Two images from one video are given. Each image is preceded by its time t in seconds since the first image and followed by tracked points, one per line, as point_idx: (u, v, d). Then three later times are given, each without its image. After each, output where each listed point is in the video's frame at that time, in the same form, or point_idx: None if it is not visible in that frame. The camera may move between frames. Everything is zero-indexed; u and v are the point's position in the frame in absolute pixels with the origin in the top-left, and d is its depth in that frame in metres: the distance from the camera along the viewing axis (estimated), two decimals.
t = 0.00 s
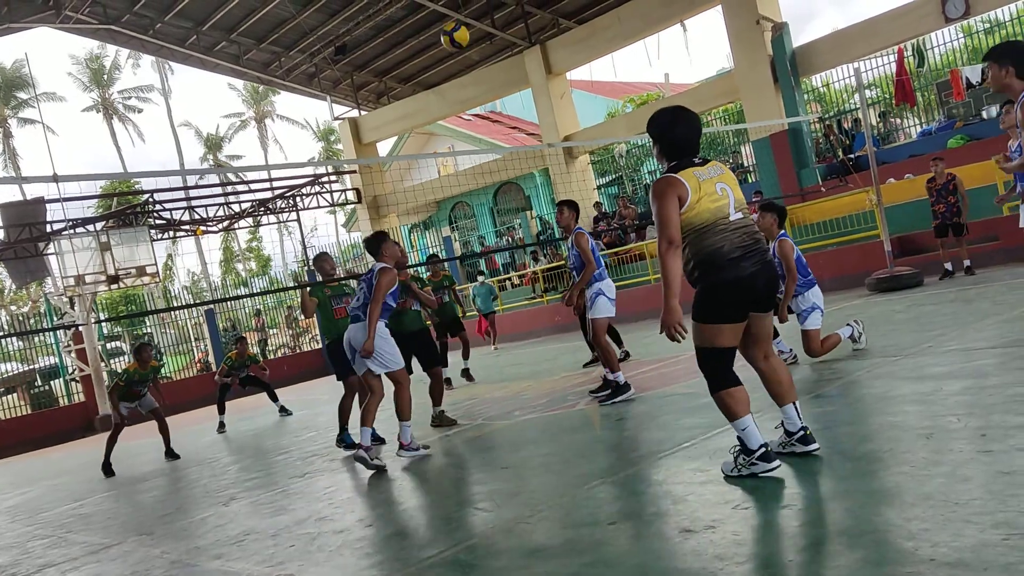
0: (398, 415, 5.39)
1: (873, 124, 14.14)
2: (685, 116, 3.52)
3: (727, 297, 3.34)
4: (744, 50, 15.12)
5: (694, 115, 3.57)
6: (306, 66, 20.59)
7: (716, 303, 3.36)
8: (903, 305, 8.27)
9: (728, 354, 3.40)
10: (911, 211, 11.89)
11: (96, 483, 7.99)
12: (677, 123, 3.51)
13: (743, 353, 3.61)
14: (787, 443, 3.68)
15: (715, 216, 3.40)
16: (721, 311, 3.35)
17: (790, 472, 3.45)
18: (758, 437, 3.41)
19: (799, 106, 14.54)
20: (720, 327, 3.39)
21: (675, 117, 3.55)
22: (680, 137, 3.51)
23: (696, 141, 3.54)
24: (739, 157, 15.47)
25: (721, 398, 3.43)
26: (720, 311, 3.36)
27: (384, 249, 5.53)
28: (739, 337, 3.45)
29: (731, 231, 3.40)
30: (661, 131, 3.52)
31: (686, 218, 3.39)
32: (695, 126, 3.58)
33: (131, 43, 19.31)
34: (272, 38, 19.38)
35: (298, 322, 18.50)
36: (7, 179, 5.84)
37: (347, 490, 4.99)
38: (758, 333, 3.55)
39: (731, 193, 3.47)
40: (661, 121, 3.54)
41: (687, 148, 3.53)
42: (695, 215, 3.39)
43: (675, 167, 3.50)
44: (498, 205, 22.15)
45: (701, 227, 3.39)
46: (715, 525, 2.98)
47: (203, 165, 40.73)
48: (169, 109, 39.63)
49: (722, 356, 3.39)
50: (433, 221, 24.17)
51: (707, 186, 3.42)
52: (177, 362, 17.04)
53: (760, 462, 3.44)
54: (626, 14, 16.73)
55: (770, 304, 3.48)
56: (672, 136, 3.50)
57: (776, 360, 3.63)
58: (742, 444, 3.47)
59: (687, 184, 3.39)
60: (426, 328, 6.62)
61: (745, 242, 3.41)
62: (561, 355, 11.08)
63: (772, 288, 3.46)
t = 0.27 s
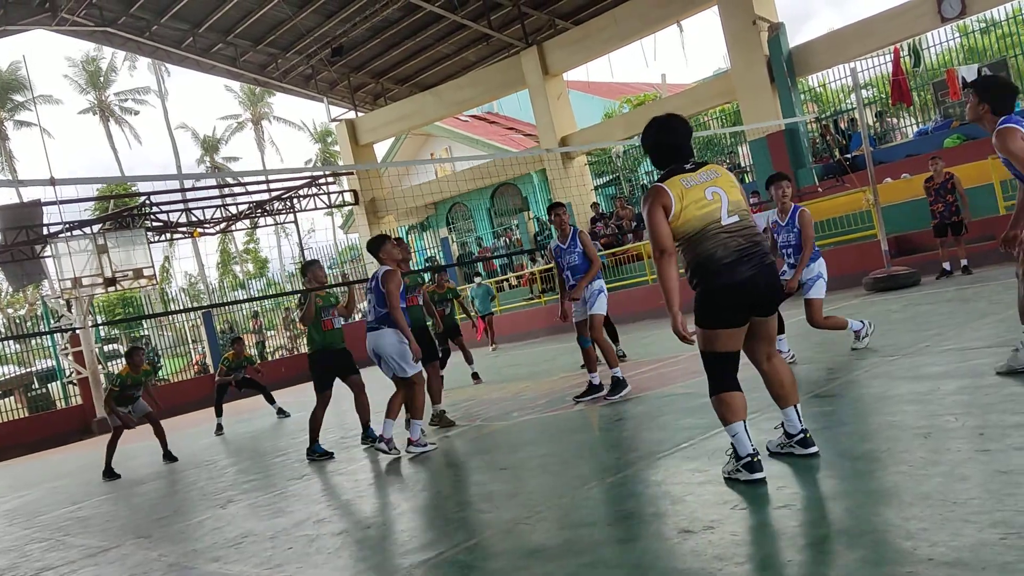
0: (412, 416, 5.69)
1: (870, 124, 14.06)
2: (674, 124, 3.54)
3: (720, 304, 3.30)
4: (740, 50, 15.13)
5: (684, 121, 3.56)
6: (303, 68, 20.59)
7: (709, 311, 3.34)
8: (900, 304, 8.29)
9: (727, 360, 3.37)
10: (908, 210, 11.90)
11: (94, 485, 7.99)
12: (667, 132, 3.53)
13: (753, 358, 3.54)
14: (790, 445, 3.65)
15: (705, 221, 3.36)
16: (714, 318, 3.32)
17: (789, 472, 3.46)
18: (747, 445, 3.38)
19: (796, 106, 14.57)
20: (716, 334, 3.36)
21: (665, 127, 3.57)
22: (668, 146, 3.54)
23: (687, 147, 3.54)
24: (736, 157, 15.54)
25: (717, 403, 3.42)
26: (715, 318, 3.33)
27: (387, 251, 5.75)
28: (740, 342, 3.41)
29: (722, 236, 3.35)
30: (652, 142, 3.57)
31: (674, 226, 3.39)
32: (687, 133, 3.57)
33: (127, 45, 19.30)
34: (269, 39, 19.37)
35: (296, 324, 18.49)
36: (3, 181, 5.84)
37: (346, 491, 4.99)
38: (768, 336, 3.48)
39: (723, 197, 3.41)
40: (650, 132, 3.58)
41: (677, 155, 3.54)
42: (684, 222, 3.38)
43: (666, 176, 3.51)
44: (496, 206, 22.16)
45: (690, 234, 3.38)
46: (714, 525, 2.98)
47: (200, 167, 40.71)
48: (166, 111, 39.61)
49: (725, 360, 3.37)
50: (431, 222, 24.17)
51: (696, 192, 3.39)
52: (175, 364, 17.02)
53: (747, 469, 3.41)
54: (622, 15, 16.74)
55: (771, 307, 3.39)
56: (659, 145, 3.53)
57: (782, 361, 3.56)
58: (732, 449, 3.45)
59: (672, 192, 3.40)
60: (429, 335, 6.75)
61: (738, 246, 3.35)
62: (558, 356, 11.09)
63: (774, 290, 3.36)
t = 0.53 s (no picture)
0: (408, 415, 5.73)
1: (865, 122, 13.97)
2: (662, 118, 3.56)
3: (699, 304, 3.35)
4: (734, 49, 15.15)
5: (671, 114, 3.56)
6: (298, 68, 20.57)
7: (690, 310, 3.40)
8: (896, 303, 8.32)
9: (716, 358, 3.40)
10: (902, 208, 11.94)
11: (90, 487, 7.97)
12: (656, 128, 3.57)
13: (751, 353, 3.51)
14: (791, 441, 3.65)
15: (685, 220, 3.39)
16: (694, 317, 3.38)
17: (785, 470, 3.47)
18: (742, 446, 3.40)
19: (790, 105, 14.59)
20: (700, 333, 3.41)
21: (656, 120, 3.59)
22: (657, 140, 3.58)
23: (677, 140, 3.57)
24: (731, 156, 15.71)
25: (713, 404, 3.42)
26: (696, 317, 3.38)
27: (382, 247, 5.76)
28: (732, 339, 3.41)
29: (702, 236, 3.36)
30: (643, 137, 3.61)
31: (655, 225, 3.46)
32: (676, 127, 3.57)
33: (122, 47, 19.25)
34: (263, 40, 19.34)
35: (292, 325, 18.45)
36: None
37: (344, 492, 4.99)
38: (768, 333, 3.44)
39: (707, 194, 3.38)
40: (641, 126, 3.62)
41: (667, 149, 3.57)
42: (666, 221, 3.43)
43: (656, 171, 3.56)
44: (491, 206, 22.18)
45: (671, 233, 3.43)
46: (711, 524, 2.99)
47: (195, 168, 40.63)
48: (161, 112, 39.54)
49: (715, 358, 3.39)
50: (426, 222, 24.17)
51: (677, 190, 3.41)
52: (171, 366, 16.97)
53: (743, 470, 3.41)
54: (617, 14, 16.75)
55: (757, 305, 3.36)
56: (648, 141, 3.59)
57: (786, 358, 3.51)
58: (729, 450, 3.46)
59: (654, 190, 3.46)
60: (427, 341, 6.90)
61: (720, 245, 3.35)
62: (555, 356, 11.10)
63: (758, 289, 3.33)
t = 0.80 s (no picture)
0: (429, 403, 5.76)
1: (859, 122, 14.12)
2: (672, 106, 3.49)
3: (693, 302, 3.37)
4: (729, 49, 15.17)
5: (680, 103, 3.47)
6: (293, 70, 20.54)
7: (687, 307, 3.41)
8: (892, 301, 8.33)
9: (716, 355, 3.39)
10: (897, 207, 11.96)
11: (86, 491, 7.94)
12: (666, 117, 3.51)
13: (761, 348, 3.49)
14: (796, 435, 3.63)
15: (686, 217, 3.37)
16: (690, 314, 3.39)
17: (782, 469, 3.47)
18: (740, 445, 3.39)
19: (786, 105, 14.56)
20: (696, 330, 3.43)
21: (668, 108, 3.51)
22: (667, 130, 3.52)
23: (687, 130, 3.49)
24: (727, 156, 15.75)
25: (714, 404, 3.41)
26: (691, 315, 3.40)
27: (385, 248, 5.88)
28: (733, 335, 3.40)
29: (702, 234, 3.34)
30: (654, 125, 3.55)
31: (658, 218, 3.46)
32: (686, 117, 3.49)
33: (116, 49, 19.19)
34: (258, 41, 19.31)
35: (288, 326, 18.41)
36: None
37: (341, 494, 4.98)
38: (773, 327, 3.40)
39: (710, 191, 3.35)
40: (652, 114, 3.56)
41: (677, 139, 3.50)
42: (667, 217, 3.43)
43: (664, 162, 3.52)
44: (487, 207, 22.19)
45: (672, 229, 3.42)
46: (709, 524, 2.99)
47: (190, 170, 40.55)
48: (155, 114, 39.45)
49: (716, 355, 3.38)
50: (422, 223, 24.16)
51: (679, 186, 3.38)
52: (167, 369, 16.91)
53: (741, 469, 3.41)
54: (612, 14, 16.75)
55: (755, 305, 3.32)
56: (659, 130, 3.53)
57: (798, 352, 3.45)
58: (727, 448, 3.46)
59: (658, 184, 3.43)
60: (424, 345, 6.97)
61: (718, 245, 3.32)
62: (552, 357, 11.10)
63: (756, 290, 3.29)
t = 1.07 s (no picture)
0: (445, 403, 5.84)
1: (853, 121, 14.02)
2: (709, 94, 3.36)
3: (709, 299, 3.30)
4: (723, 48, 15.20)
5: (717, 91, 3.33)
6: (287, 72, 20.53)
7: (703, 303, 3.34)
8: (887, 300, 8.35)
9: (730, 352, 3.34)
10: (890, 208, 12.02)
11: (82, 495, 7.92)
12: (702, 104, 3.37)
13: (776, 350, 3.26)
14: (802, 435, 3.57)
15: (710, 213, 3.28)
16: (705, 311, 3.33)
17: (778, 468, 3.48)
18: (739, 444, 3.41)
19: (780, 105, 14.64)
20: (711, 327, 3.37)
21: (705, 94, 3.37)
22: (702, 118, 3.38)
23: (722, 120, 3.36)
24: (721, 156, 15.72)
25: (718, 403, 3.42)
26: (706, 311, 3.34)
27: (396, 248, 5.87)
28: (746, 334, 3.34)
29: (725, 231, 3.25)
30: (688, 111, 3.42)
31: (683, 209, 3.36)
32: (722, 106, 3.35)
33: (110, 52, 19.15)
34: (252, 43, 19.28)
35: (284, 329, 18.38)
36: None
37: (338, 496, 4.98)
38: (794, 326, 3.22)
39: (738, 187, 3.24)
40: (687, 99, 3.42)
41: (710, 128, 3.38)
42: (691, 209, 3.33)
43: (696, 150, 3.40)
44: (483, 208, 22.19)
45: (697, 222, 3.33)
46: (706, 524, 2.99)
47: (185, 173, 40.49)
48: (150, 117, 39.40)
49: (727, 354, 3.35)
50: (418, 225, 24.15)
51: (708, 179, 3.28)
52: (163, 371, 16.88)
53: (736, 470, 3.43)
54: (607, 15, 16.77)
55: (773, 305, 3.23)
56: (694, 116, 3.39)
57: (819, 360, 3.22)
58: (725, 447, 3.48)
59: (688, 173, 3.32)
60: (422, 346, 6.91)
61: (740, 243, 3.23)
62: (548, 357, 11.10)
63: (774, 292, 3.19)
